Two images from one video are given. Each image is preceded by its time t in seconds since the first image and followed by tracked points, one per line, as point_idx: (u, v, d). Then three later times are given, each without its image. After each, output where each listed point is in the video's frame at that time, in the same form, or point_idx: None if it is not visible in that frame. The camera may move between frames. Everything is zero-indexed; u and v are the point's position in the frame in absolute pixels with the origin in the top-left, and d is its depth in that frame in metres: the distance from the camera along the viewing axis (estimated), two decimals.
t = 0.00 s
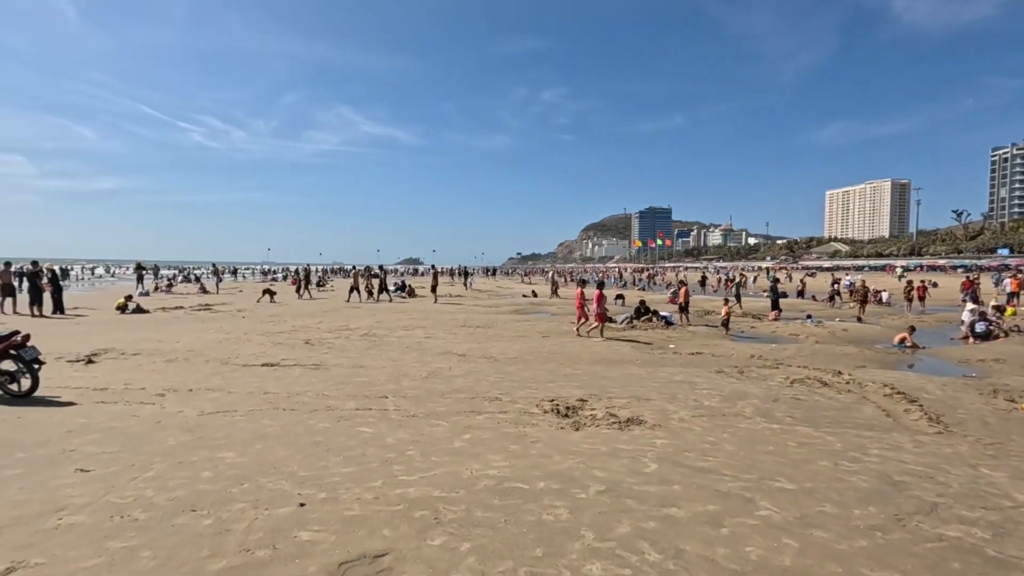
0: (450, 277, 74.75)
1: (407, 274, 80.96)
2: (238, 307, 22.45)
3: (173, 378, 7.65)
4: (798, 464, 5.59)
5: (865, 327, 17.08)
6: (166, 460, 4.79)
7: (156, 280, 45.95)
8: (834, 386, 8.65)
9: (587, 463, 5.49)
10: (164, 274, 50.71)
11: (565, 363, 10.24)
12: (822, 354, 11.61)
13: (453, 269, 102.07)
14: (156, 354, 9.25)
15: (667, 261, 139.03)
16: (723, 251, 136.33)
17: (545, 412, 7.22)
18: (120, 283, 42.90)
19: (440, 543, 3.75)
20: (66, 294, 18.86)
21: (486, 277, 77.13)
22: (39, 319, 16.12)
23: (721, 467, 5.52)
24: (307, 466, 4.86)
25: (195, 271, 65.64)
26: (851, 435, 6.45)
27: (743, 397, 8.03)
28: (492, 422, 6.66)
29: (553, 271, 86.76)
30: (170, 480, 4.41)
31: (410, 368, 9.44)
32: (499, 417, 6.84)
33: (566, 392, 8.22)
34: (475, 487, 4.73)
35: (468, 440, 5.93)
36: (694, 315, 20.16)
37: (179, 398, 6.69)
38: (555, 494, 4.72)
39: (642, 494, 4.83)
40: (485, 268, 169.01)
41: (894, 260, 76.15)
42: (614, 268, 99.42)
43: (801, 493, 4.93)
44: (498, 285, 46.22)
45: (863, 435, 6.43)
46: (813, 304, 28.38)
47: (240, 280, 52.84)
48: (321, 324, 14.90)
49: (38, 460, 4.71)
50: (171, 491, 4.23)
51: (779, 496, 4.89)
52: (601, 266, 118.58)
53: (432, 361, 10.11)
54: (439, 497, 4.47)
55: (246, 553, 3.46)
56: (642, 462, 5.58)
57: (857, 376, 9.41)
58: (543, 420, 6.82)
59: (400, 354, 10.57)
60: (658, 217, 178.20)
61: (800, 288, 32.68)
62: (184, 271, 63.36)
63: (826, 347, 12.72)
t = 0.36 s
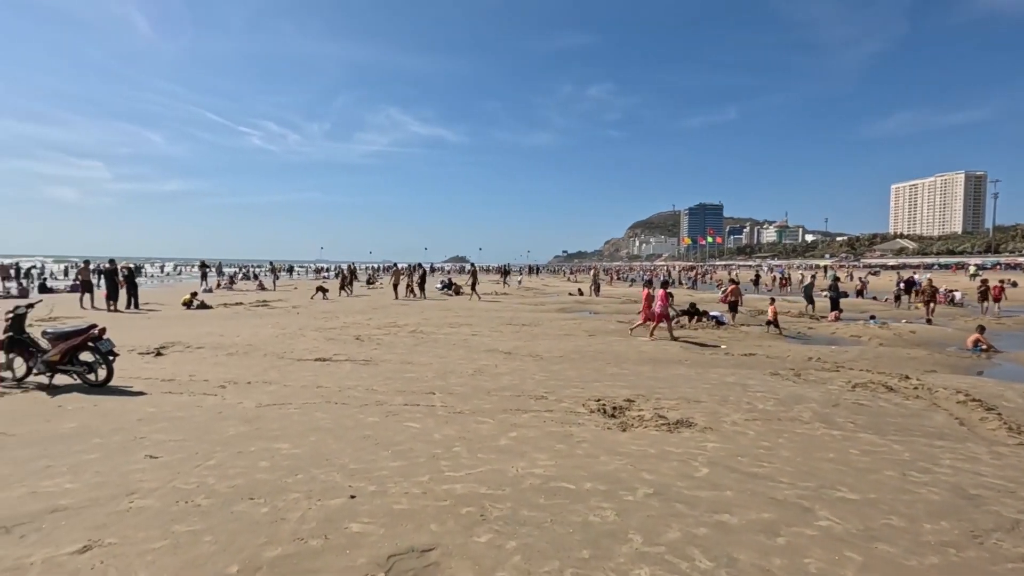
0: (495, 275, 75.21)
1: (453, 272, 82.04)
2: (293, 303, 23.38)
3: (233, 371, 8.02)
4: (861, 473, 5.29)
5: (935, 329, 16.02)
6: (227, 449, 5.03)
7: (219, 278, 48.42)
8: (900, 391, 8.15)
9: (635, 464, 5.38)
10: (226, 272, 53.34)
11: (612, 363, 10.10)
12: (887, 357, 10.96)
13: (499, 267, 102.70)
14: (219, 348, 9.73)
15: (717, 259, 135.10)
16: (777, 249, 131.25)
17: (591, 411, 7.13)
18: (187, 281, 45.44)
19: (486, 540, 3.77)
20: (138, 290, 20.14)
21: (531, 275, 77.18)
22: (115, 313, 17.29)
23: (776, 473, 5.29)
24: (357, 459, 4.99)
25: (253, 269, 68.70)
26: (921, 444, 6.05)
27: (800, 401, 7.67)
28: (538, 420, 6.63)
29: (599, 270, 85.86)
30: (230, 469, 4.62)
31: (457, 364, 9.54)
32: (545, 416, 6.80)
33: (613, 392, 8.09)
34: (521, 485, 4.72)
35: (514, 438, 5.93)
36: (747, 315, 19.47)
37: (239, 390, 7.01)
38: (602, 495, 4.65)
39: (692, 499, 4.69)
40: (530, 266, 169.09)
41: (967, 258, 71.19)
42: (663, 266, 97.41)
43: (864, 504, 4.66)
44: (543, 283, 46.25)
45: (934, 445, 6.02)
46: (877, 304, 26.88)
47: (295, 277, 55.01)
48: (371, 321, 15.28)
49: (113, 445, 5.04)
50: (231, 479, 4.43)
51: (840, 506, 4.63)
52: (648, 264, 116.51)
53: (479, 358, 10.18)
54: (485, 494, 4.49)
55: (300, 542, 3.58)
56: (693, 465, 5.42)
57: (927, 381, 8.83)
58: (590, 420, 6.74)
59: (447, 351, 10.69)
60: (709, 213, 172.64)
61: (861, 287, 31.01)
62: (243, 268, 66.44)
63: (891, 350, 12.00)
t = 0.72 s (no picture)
0: (544, 274, 75.19)
1: (502, 271, 82.61)
2: (349, 300, 24.19)
3: (293, 365, 8.37)
4: (938, 486, 4.93)
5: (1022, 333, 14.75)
6: (287, 440, 5.24)
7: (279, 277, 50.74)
8: (983, 399, 7.54)
9: (690, 468, 5.21)
10: (286, 272, 55.86)
11: (664, 363, 9.86)
12: (966, 361, 10.19)
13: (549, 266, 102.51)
14: (280, 343, 10.18)
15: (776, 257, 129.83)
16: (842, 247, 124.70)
17: (644, 412, 6.98)
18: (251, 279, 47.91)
19: (537, 539, 3.75)
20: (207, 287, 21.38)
21: (580, 274, 76.71)
22: (188, 309, 18.43)
23: (842, 482, 5.00)
24: (410, 453, 5.08)
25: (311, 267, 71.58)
26: (1007, 456, 5.57)
27: (868, 407, 7.24)
28: (589, 420, 6.55)
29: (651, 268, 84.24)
30: (291, 459, 4.81)
31: (507, 362, 9.58)
32: (596, 416, 6.72)
33: (666, 393, 7.90)
34: (572, 485, 4.66)
35: (565, 437, 5.88)
36: (808, 315, 18.59)
37: (298, 384, 7.29)
38: (656, 498, 4.53)
39: (751, 506, 4.50)
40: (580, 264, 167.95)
41: None
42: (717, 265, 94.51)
43: (942, 519, 4.34)
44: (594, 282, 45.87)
45: (1023, 458, 5.53)
46: (955, 305, 25.07)
47: (350, 275, 56.91)
48: (422, 318, 15.58)
49: (184, 433, 5.35)
50: (291, 469, 4.61)
51: (915, 520, 4.33)
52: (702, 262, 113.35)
53: (528, 356, 10.18)
54: (536, 492, 4.47)
55: (356, 532, 3.68)
56: (751, 471, 5.21)
57: (1013, 388, 8.14)
58: (642, 421, 6.59)
59: (497, 349, 10.76)
60: (766, 210, 166.23)
61: (936, 287, 29.05)
62: (302, 267, 69.32)
63: (972, 354, 11.14)
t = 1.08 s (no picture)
0: (593, 272, 74.45)
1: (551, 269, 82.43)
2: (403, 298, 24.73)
3: (350, 360, 8.63)
4: None
5: None
6: (345, 433, 5.41)
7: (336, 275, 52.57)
8: None
9: (749, 474, 5.01)
10: (342, 270, 57.82)
11: (720, 364, 9.54)
12: None
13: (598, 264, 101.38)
14: (338, 339, 10.53)
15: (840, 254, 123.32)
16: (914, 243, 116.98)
17: (699, 414, 6.77)
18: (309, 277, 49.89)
19: (590, 540, 3.70)
20: (270, 285, 22.42)
21: (631, 272, 75.44)
22: (253, 305, 19.39)
23: (919, 494, 4.68)
24: (463, 449, 5.13)
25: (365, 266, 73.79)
26: None
27: (947, 415, 6.74)
28: (642, 421, 6.42)
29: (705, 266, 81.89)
30: (349, 451, 4.96)
31: (557, 361, 9.53)
32: (649, 417, 6.57)
33: (723, 395, 7.64)
34: (625, 486, 4.58)
35: (617, 438, 5.78)
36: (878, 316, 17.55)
37: (355, 378, 7.51)
38: (713, 504, 4.38)
39: (817, 516, 4.27)
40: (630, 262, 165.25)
41: None
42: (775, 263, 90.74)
43: None
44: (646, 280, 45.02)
45: None
46: None
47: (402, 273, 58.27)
48: (473, 316, 15.74)
49: (251, 423, 5.62)
50: (349, 461, 4.75)
51: (1003, 538, 3.99)
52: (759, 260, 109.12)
53: (579, 355, 10.09)
54: (589, 492, 4.41)
55: (411, 525, 3.75)
56: (816, 479, 4.95)
57: None
58: (698, 424, 6.39)
59: (547, 348, 10.72)
60: (830, 205, 158.14)
61: None
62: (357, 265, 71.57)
63: None
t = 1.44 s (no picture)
0: (645, 271, 73.09)
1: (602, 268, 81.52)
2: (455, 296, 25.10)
3: (403, 357, 8.83)
4: None
5: None
6: (399, 427, 5.54)
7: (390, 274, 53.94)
8: None
9: (813, 482, 4.78)
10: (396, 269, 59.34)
11: (780, 366, 9.15)
12: None
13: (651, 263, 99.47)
14: (392, 336, 10.81)
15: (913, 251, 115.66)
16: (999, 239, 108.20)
17: (758, 419, 6.51)
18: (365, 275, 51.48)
19: (644, 543, 3.62)
20: (328, 283, 23.28)
21: (684, 271, 73.58)
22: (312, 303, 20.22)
23: (1005, 511, 4.31)
24: (514, 447, 5.15)
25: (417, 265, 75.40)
26: None
27: None
28: (697, 423, 6.23)
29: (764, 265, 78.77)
30: (403, 446, 5.07)
31: (609, 360, 9.42)
32: (705, 420, 6.38)
33: (784, 399, 7.31)
34: (680, 491, 4.46)
35: (671, 440, 5.64)
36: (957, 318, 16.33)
37: (408, 375, 7.68)
38: (774, 512, 4.20)
39: (888, 530, 4.02)
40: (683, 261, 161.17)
41: None
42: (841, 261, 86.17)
43: None
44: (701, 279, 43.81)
45: None
46: None
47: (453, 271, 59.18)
48: (523, 314, 15.79)
49: (311, 416, 5.85)
50: (403, 455, 4.86)
51: None
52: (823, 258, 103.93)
53: (631, 355, 9.93)
54: (642, 495, 4.33)
55: (463, 520, 3.79)
56: (888, 490, 4.66)
57: None
58: (756, 428, 6.15)
59: (598, 347, 10.60)
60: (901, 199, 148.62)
61: None
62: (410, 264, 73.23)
63: None
